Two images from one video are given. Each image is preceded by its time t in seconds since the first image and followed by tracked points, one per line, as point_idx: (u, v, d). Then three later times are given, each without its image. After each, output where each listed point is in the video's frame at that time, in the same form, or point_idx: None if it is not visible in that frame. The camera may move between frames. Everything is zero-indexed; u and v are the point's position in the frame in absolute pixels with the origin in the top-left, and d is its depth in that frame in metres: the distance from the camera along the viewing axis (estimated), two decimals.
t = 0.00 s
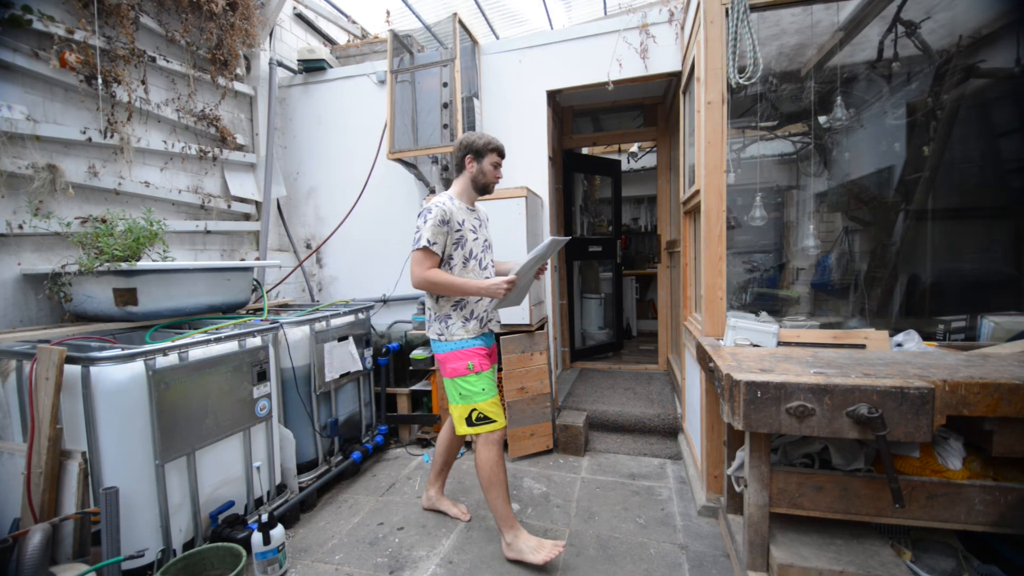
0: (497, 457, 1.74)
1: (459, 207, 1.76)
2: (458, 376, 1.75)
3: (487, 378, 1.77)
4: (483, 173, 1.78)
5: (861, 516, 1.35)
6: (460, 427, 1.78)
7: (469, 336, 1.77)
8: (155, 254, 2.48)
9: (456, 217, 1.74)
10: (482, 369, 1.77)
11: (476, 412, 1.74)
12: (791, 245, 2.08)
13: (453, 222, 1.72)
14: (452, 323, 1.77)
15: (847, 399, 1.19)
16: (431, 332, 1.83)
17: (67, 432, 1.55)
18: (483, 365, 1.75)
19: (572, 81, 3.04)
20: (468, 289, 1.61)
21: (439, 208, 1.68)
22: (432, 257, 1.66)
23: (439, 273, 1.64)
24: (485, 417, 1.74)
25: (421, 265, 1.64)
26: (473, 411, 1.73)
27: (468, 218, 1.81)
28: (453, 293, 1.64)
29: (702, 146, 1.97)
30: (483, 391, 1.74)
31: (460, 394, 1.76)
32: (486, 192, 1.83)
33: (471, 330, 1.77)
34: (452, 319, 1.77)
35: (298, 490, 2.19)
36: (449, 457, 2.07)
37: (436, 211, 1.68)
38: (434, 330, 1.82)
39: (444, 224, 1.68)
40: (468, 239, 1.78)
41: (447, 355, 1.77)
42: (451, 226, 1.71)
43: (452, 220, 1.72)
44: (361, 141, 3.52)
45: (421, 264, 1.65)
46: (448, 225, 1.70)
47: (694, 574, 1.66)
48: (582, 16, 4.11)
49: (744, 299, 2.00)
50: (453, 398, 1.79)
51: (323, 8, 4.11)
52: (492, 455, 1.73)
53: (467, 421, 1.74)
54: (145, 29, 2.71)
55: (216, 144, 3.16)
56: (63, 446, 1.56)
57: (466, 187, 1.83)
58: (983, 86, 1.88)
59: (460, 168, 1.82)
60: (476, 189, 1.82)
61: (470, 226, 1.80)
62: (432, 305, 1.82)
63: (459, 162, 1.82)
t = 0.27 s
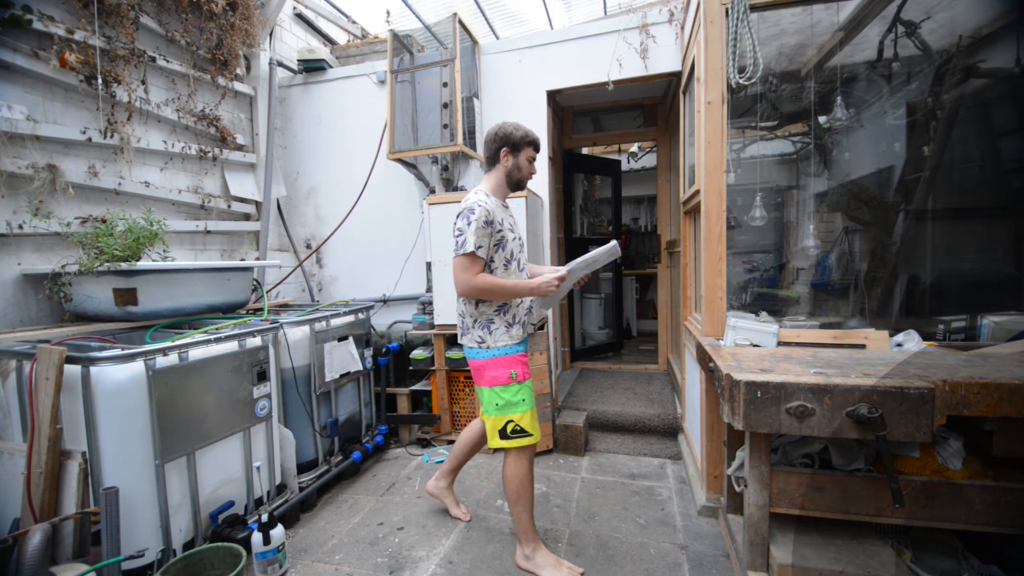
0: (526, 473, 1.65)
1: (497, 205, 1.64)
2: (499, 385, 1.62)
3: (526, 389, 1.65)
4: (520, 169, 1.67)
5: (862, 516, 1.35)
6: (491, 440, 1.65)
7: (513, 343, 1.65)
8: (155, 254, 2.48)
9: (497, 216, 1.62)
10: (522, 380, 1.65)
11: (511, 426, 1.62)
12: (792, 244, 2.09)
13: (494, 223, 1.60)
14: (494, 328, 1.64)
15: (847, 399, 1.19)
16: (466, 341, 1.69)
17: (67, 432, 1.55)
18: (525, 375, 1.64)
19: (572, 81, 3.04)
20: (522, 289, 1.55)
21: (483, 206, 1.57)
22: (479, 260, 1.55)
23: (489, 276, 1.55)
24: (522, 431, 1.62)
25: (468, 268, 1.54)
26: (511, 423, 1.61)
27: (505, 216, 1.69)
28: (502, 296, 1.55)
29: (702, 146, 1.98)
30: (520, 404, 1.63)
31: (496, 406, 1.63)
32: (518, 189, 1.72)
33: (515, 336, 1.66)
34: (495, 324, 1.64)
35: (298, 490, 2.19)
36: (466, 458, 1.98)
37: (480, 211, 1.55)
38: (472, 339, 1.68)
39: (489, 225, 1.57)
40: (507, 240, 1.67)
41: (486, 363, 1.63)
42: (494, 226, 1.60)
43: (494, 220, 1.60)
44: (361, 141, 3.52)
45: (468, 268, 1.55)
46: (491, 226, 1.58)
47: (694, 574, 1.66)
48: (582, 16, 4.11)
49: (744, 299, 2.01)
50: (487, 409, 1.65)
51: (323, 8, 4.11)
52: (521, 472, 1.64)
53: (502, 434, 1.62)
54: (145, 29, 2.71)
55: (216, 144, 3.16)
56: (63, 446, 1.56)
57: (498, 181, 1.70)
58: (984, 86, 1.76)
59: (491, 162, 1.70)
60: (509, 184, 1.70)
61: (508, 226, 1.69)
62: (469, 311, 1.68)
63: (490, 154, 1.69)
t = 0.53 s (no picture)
0: (537, 480, 1.63)
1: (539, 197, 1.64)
2: (530, 391, 1.59)
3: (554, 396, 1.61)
4: (557, 160, 1.66)
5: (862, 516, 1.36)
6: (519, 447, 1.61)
7: (552, 342, 1.64)
8: (155, 254, 2.48)
9: (541, 209, 1.62)
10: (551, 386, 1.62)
11: (540, 434, 1.58)
12: (792, 244, 2.19)
13: (540, 214, 1.60)
14: (533, 328, 1.62)
15: (847, 399, 1.20)
16: (502, 341, 1.64)
17: (67, 432, 1.55)
18: (558, 382, 1.61)
19: (572, 81, 3.04)
20: (585, 275, 1.51)
21: (529, 196, 1.55)
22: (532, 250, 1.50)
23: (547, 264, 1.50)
24: (551, 441, 1.58)
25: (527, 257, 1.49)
26: (540, 432, 1.57)
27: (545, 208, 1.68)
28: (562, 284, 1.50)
29: (702, 146, 1.98)
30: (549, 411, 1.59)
31: (525, 412, 1.59)
32: (553, 181, 1.71)
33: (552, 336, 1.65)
34: (535, 323, 1.62)
35: (298, 490, 2.19)
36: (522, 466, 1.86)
37: (527, 201, 1.55)
38: (507, 338, 1.64)
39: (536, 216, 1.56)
40: (547, 233, 1.66)
41: (519, 366, 1.61)
42: (539, 218, 1.59)
43: (540, 212, 1.59)
44: (361, 141, 3.52)
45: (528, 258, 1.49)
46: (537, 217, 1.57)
47: (694, 574, 1.66)
48: (582, 16, 4.11)
49: (744, 299, 2.15)
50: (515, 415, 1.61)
51: (323, 8, 4.11)
52: (532, 477, 1.63)
53: (530, 442, 1.58)
54: (145, 29, 2.72)
55: (216, 144, 3.16)
56: (63, 446, 1.56)
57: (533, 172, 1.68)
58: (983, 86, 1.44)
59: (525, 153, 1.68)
60: (544, 176, 1.69)
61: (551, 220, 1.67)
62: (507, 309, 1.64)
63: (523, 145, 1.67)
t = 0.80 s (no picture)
0: (547, 481, 1.62)
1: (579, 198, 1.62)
2: (557, 393, 1.57)
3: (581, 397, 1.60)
4: (586, 161, 1.66)
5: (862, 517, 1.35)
6: (542, 447, 1.60)
7: (585, 344, 1.65)
8: (154, 254, 2.48)
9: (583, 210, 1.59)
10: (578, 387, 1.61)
11: (566, 435, 1.56)
12: (792, 244, 2.11)
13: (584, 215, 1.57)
14: (571, 330, 1.60)
15: (847, 399, 1.20)
16: (539, 342, 1.59)
17: (67, 432, 1.55)
18: (585, 384, 1.60)
19: (572, 81, 3.04)
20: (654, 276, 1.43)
21: (576, 195, 1.53)
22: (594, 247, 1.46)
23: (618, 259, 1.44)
24: (576, 442, 1.57)
25: (598, 256, 1.43)
26: (565, 433, 1.56)
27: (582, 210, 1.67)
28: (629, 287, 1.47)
29: (702, 146, 1.98)
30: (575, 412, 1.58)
31: (552, 412, 1.57)
32: (579, 182, 1.71)
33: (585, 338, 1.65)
34: (574, 325, 1.60)
35: (298, 490, 2.19)
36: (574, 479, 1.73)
37: (574, 201, 1.52)
38: (544, 339, 1.59)
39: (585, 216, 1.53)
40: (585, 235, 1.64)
41: (549, 366, 1.58)
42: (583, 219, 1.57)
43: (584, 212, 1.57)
44: (361, 141, 3.52)
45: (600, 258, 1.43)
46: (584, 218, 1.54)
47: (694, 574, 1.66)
48: (582, 16, 4.11)
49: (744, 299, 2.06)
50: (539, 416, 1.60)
51: (322, 8, 4.11)
52: (542, 477, 1.62)
53: (554, 443, 1.57)
54: (145, 29, 2.72)
55: (216, 144, 3.16)
56: (63, 446, 1.56)
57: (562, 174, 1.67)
58: (984, 86, 1.57)
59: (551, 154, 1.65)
60: (573, 176, 1.68)
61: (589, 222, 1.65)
62: (548, 309, 1.59)
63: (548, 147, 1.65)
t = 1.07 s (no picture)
0: (580, 479, 1.61)
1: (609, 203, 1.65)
2: (596, 391, 1.56)
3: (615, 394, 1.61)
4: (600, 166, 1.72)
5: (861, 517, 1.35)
6: (581, 449, 1.57)
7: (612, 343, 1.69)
8: (155, 254, 2.48)
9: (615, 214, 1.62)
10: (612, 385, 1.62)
11: (605, 432, 1.56)
12: (792, 245, 2.11)
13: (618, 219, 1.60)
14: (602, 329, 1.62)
15: (847, 399, 1.19)
16: (573, 342, 1.59)
17: (67, 432, 1.55)
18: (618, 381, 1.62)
19: (572, 81, 3.04)
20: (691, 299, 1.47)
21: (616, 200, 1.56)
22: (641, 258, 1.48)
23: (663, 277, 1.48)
24: (614, 439, 1.57)
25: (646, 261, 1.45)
26: (605, 431, 1.56)
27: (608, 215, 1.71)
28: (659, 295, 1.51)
29: (702, 146, 1.98)
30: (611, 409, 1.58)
31: (591, 411, 1.56)
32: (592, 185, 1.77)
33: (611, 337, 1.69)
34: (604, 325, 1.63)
35: (298, 490, 2.19)
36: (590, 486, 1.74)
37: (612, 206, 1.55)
38: (578, 339, 1.60)
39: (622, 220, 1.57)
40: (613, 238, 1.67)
41: (585, 366, 1.58)
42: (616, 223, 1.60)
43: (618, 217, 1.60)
44: (361, 141, 3.52)
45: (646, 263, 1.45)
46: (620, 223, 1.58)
47: (694, 574, 1.66)
48: (582, 16, 4.11)
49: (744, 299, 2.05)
50: (575, 416, 1.58)
51: (322, 8, 4.11)
52: (577, 474, 1.60)
53: (594, 442, 1.55)
54: (145, 29, 2.72)
55: (216, 144, 3.16)
56: (63, 446, 1.56)
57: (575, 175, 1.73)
58: (983, 86, 1.57)
59: (573, 157, 1.68)
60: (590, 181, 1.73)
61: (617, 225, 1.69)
62: (582, 310, 1.60)
63: (572, 150, 1.66)
